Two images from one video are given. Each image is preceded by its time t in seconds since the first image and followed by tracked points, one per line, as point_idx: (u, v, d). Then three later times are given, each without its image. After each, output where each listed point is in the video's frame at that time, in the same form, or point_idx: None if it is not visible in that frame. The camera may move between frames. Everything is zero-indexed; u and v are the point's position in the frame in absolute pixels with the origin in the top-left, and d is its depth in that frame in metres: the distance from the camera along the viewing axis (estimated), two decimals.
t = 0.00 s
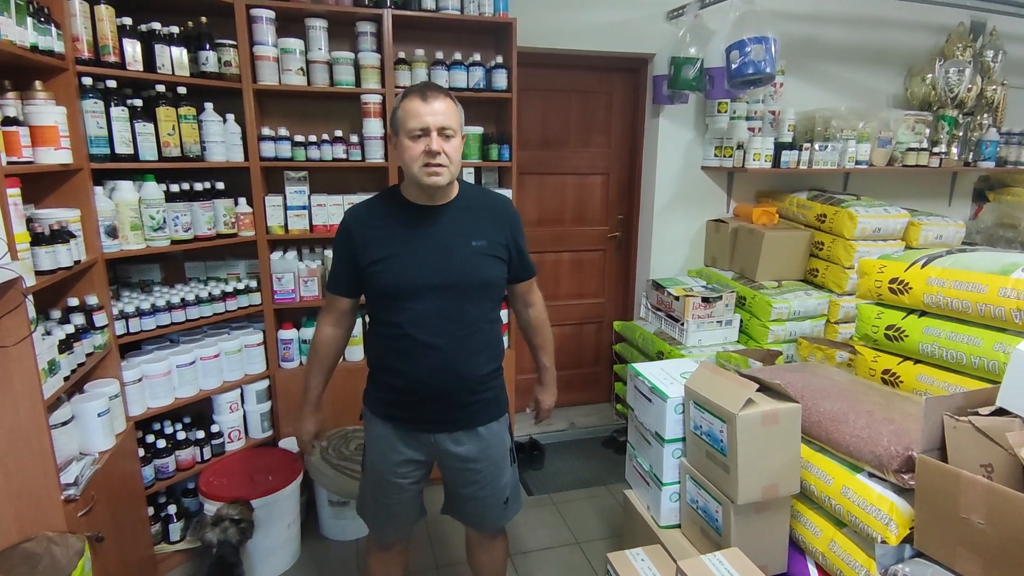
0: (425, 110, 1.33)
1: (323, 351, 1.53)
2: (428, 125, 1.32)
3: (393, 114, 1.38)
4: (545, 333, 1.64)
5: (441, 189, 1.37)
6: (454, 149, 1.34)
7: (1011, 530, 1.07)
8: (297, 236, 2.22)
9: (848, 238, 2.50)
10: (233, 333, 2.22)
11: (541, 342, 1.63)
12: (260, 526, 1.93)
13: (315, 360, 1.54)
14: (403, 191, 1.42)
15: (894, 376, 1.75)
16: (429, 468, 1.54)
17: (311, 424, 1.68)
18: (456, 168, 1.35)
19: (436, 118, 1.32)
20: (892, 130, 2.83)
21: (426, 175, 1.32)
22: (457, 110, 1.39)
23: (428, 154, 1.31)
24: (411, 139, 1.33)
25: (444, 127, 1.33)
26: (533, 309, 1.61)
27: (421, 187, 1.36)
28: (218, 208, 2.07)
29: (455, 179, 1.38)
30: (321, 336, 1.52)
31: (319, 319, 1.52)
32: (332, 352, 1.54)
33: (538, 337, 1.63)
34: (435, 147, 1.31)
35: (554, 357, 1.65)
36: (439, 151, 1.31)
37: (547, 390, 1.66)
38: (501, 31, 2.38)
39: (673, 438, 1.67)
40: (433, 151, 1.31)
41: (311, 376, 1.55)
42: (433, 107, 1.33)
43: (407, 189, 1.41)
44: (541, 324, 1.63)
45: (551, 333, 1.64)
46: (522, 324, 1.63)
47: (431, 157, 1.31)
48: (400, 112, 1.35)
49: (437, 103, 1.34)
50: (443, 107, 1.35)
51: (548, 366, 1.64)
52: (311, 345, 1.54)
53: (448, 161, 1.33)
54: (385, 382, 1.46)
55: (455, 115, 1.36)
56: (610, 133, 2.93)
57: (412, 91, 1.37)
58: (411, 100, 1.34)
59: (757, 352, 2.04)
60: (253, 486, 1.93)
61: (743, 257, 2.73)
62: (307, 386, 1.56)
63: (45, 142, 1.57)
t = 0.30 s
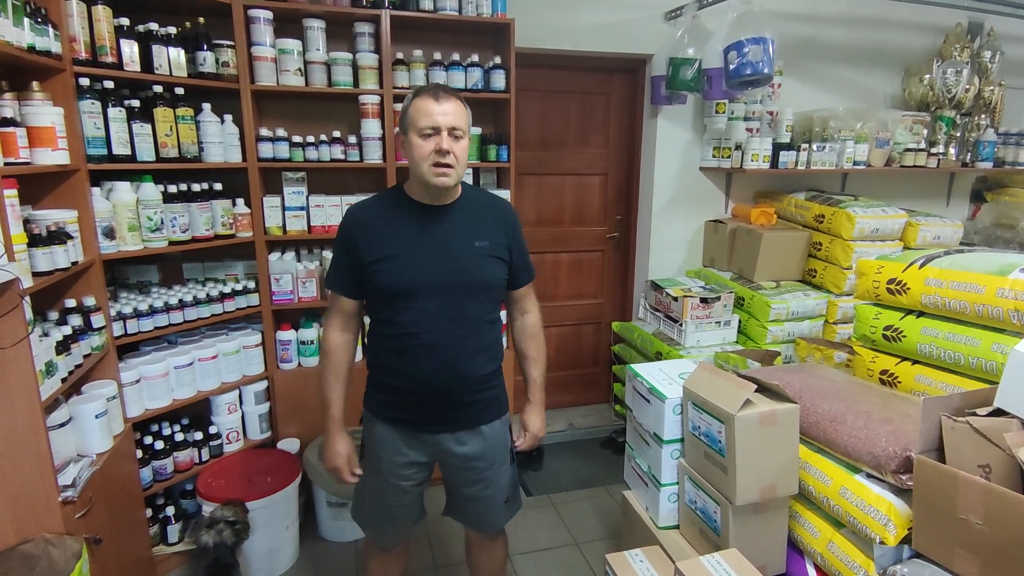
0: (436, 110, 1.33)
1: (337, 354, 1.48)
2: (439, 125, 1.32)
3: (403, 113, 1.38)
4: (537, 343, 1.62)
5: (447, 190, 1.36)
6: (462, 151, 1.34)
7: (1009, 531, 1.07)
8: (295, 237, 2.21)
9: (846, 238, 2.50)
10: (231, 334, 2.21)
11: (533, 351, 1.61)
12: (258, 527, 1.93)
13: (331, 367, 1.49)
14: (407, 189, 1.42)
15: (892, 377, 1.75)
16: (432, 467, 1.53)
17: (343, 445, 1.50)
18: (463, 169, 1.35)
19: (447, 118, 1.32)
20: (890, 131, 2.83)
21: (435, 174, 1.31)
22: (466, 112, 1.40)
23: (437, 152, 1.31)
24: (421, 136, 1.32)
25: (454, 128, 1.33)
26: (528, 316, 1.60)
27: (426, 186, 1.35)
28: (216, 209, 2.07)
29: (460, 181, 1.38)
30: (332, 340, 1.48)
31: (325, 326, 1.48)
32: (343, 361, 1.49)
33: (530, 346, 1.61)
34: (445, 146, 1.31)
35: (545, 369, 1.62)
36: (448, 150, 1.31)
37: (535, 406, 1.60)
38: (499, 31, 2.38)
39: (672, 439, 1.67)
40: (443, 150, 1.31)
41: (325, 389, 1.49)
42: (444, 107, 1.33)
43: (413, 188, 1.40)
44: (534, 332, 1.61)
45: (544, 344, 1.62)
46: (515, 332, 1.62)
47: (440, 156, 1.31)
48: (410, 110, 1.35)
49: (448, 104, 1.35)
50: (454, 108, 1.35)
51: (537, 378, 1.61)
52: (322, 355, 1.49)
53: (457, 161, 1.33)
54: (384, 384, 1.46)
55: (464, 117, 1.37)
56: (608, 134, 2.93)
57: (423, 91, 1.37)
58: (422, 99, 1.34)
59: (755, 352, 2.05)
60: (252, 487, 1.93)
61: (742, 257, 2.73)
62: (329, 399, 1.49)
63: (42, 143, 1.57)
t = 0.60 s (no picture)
0: (462, 104, 1.34)
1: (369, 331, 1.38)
2: (464, 119, 1.33)
3: (427, 106, 1.38)
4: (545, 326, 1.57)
5: (468, 184, 1.38)
6: (485, 146, 1.36)
7: (1011, 525, 1.07)
8: (295, 232, 2.21)
9: (847, 233, 2.49)
10: (231, 330, 2.21)
11: (540, 326, 1.56)
12: (260, 522, 1.93)
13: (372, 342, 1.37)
14: (427, 180, 1.43)
15: (893, 371, 1.74)
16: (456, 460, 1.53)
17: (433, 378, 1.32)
18: (485, 163, 1.37)
19: (472, 113, 1.34)
20: (891, 125, 2.82)
21: (459, 167, 1.33)
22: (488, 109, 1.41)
23: (462, 146, 1.32)
24: (445, 129, 1.33)
25: (478, 123, 1.35)
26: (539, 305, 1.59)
27: (447, 178, 1.37)
28: (216, 204, 2.07)
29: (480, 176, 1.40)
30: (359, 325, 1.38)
31: (349, 319, 1.39)
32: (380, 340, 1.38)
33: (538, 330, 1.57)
34: (469, 140, 1.32)
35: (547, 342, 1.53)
36: (472, 144, 1.33)
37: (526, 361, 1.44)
38: (499, 26, 2.37)
39: (672, 434, 1.67)
40: (468, 143, 1.32)
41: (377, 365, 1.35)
42: (469, 102, 1.35)
43: (434, 180, 1.41)
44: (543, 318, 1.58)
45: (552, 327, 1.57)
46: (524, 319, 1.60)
47: (464, 149, 1.33)
48: (435, 103, 1.36)
49: (473, 100, 1.36)
50: (478, 104, 1.37)
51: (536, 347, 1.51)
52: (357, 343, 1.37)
53: (479, 156, 1.35)
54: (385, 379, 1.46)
55: (487, 114, 1.39)
56: (609, 128, 2.92)
57: (449, 86, 1.38)
58: (448, 93, 1.36)
59: (756, 347, 2.05)
60: (253, 482, 1.93)
61: (742, 252, 2.72)
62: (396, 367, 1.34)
63: (40, 138, 1.56)
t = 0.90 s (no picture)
0: (503, 114, 1.35)
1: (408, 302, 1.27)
2: (503, 130, 1.35)
3: (467, 109, 1.39)
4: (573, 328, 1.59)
5: (500, 191, 1.41)
6: (520, 157, 1.39)
7: (1010, 526, 1.07)
8: (294, 233, 2.21)
9: (846, 234, 2.49)
10: (231, 331, 2.21)
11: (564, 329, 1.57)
12: (259, 523, 1.93)
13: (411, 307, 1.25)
14: (460, 179, 1.45)
15: (892, 372, 1.74)
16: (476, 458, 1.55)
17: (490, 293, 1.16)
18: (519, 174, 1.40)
19: (512, 125, 1.35)
20: (891, 126, 2.82)
21: (495, 176, 1.35)
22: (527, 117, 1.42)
23: (500, 157, 1.35)
24: (484, 138, 1.35)
25: (517, 134, 1.37)
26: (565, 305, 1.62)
27: (480, 184, 1.40)
28: (215, 205, 2.07)
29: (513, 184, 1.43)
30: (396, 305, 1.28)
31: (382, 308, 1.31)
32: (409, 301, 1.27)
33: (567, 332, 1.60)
34: (507, 152, 1.34)
35: (570, 347, 1.55)
36: (510, 157, 1.35)
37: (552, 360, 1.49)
38: (499, 27, 2.37)
39: (672, 435, 1.67)
40: (505, 156, 1.35)
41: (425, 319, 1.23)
42: (510, 112, 1.36)
43: (468, 181, 1.43)
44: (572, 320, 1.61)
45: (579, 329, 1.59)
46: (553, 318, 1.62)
47: (501, 160, 1.35)
48: (476, 109, 1.37)
49: (513, 110, 1.37)
50: (519, 115, 1.38)
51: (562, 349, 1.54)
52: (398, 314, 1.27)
53: (515, 167, 1.37)
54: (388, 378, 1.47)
55: (526, 124, 1.40)
56: (609, 129, 2.92)
57: (491, 93, 1.39)
58: (490, 101, 1.36)
59: (755, 349, 2.05)
60: (253, 483, 1.93)
61: (742, 253, 2.72)
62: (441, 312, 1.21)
63: (40, 139, 1.56)
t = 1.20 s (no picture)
0: (548, 123, 1.35)
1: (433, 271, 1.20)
2: (546, 139, 1.35)
3: (513, 110, 1.39)
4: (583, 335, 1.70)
5: (531, 195, 1.43)
6: (557, 165, 1.40)
7: (1011, 525, 1.07)
8: (295, 230, 2.21)
9: (847, 233, 2.49)
10: (232, 328, 2.22)
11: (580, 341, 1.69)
12: (258, 518, 1.93)
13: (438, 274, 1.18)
14: (495, 172, 1.46)
15: (893, 371, 1.74)
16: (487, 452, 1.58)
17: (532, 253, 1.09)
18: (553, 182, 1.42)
19: (556, 135, 1.35)
20: (892, 125, 2.82)
21: (530, 182, 1.37)
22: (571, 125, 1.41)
23: (538, 166, 1.35)
24: (526, 144, 1.35)
25: (558, 144, 1.37)
26: (576, 310, 1.70)
27: (514, 184, 1.41)
28: (216, 202, 2.07)
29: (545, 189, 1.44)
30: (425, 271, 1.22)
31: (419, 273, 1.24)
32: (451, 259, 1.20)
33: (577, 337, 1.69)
34: (546, 162, 1.35)
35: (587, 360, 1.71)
36: (548, 166, 1.36)
37: (575, 387, 1.69)
38: (500, 24, 2.37)
39: (673, 432, 1.67)
40: (544, 165, 1.35)
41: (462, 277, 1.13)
42: (556, 122, 1.35)
43: (502, 176, 1.45)
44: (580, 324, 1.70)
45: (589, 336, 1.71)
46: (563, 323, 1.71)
47: (539, 168, 1.36)
48: (523, 112, 1.36)
49: (560, 120, 1.37)
50: (563, 125, 1.37)
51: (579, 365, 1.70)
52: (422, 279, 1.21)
53: (551, 176, 1.39)
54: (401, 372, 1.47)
55: (569, 134, 1.40)
56: (611, 127, 2.92)
57: (540, 97, 1.37)
58: (537, 107, 1.35)
59: (756, 347, 2.05)
60: (254, 479, 1.93)
61: (743, 251, 2.72)
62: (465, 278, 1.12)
63: (41, 135, 1.56)
